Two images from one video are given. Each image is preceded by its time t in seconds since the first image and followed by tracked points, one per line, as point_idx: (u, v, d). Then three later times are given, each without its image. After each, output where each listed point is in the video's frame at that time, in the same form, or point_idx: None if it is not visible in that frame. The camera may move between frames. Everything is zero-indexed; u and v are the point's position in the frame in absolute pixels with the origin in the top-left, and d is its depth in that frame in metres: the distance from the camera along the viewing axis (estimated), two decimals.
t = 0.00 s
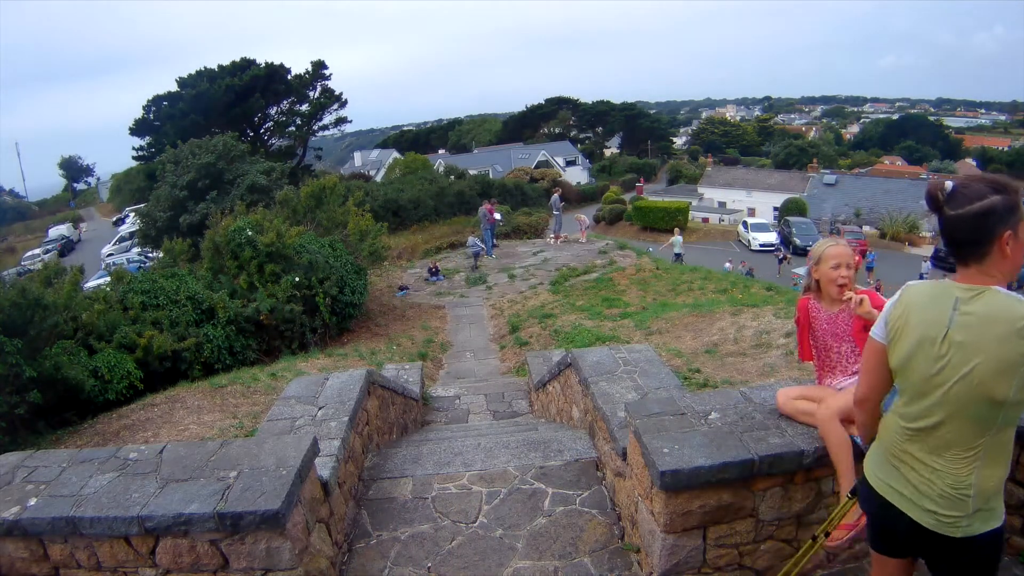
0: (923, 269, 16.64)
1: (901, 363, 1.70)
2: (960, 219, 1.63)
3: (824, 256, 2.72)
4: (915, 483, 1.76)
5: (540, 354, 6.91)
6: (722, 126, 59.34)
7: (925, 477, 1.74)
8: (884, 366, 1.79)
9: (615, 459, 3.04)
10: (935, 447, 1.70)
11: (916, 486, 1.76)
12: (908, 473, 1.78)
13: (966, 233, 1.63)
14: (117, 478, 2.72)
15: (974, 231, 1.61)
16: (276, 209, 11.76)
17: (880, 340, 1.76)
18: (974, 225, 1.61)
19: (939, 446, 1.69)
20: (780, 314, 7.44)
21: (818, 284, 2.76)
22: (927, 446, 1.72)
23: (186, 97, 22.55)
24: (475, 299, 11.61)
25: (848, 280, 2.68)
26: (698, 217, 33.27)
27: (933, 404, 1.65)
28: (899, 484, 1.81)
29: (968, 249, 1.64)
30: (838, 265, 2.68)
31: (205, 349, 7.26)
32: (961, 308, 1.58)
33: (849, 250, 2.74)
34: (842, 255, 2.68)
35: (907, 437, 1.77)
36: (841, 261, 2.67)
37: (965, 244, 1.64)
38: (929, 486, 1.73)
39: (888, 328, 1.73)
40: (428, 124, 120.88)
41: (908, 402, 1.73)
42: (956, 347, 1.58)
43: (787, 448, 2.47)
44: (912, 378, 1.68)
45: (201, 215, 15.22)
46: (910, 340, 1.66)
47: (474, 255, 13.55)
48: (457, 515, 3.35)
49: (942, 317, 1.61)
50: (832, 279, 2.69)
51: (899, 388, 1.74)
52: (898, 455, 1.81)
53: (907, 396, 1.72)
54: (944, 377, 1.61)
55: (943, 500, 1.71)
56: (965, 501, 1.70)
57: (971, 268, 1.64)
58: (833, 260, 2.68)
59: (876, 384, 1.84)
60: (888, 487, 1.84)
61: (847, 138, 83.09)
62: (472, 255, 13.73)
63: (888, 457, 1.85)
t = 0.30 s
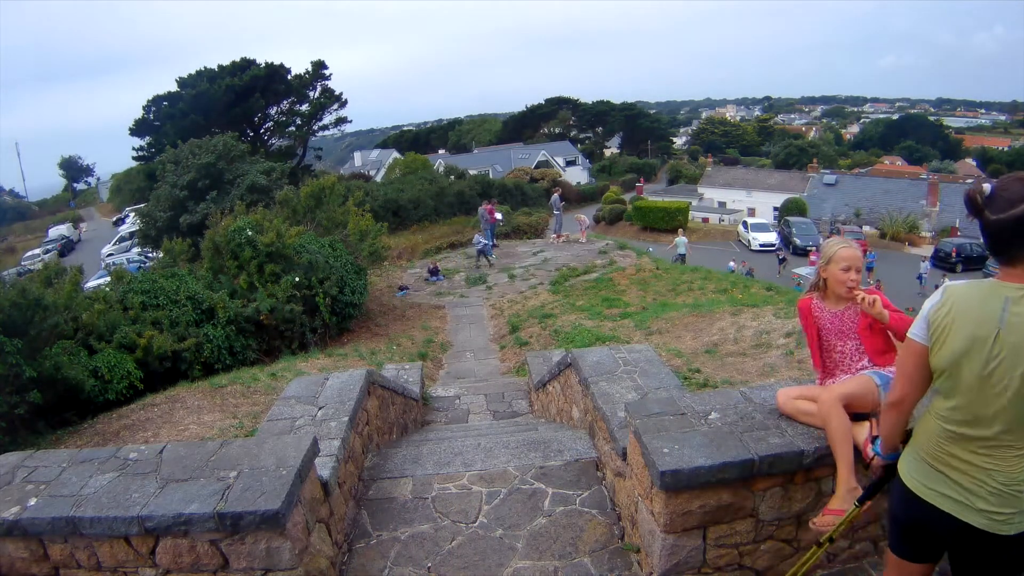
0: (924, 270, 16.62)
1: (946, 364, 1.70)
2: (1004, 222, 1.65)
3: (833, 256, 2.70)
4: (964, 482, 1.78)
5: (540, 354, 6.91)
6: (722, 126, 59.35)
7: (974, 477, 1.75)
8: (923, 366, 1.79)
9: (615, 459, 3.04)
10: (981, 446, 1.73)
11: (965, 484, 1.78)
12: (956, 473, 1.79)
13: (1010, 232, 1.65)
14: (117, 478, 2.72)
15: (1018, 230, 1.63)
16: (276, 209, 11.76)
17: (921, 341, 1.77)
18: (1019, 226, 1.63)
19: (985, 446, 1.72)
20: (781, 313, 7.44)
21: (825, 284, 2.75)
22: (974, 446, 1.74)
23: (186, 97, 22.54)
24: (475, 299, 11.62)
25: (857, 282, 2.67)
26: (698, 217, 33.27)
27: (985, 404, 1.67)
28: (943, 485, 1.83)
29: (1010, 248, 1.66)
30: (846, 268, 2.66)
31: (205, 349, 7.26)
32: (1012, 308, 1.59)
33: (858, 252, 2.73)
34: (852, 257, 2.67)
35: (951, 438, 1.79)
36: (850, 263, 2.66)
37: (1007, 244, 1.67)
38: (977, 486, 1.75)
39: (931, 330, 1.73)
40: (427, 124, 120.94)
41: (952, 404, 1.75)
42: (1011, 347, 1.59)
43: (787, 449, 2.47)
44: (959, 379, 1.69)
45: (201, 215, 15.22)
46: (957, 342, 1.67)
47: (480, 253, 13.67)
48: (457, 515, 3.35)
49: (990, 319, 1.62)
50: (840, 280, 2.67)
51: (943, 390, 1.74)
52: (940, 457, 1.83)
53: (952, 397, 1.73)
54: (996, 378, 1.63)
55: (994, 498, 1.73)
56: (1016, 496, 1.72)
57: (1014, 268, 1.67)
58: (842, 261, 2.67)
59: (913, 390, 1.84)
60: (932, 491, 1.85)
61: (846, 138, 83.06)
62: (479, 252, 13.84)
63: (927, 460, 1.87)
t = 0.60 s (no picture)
0: (924, 270, 16.62)
1: (975, 361, 1.74)
2: None
3: (846, 261, 2.67)
4: (987, 486, 1.77)
5: (540, 354, 6.92)
6: (722, 126, 59.35)
7: (996, 480, 1.75)
8: (956, 364, 1.84)
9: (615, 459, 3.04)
10: (1004, 448, 1.73)
11: (986, 488, 1.77)
12: (979, 475, 1.79)
13: None
14: (117, 478, 2.72)
15: None
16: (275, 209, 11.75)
17: (958, 338, 1.83)
18: None
19: (1009, 449, 1.72)
20: (780, 313, 7.45)
21: (836, 286, 2.73)
22: (997, 448, 1.75)
23: (186, 97, 22.53)
24: (475, 299, 11.63)
25: (868, 287, 2.64)
26: (698, 218, 33.27)
27: (1010, 402, 1.68)
28: (965, 489, 1.83)
29: None
30: (858, 273, 2.64)
31: (205, 349, 7.27)
32: None
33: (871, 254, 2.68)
34: (864, 263, 2.63)
35: (976, 439, 1.80)
36: (862, 269, 2.63)
37: None
38: (1000, 490, 1.74)
39: (965, 327, 1.79)
40: (427, 125, 120.99)
41: (979, 403, 1.76)
42: None
43: (787, 448, 2.47)
44: (986, 376, 1.72)
45: (201, 216, 15.22)
46: (986, 338, 1.71)
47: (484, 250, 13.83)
48: (457, 515, 3.35)
49: None
50: (852, 286, 2.65)
51: (973, 387, 1.77)
52: (964, 458, 1.84)
53: (979, 394, 1.75)
54: None
55: (1014, 503, 1.72)
56: None
57: None
58: (855, 267, 2.64)
59: (945, 386, 1.89)
60: (955, 495, 1.85)
61: (846, 138, 83.01)
62: (483, 249, 13.95)
63: (952, 462, 1.88)
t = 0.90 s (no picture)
0: (924, 270, 16.61)
1: (994, 364, 1.73)
2: None
3: (853, 264, 2.66)
4: (1003, 491, 1.77)
5: (540, 354, 6.91)
6: (722, 126, 59.34)
7: (1013, 486, 1.75)
8: (976, 368, 1.81)
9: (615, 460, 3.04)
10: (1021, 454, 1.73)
11: (1002, 493, 1.77)
12: (995, 480, 1.79)
13: None
14: (117, 478, 2.72)
15: None
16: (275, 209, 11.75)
17: (977, 342, 1.80)
18: None
19: None
20: (780, 313, 7.44)
21: (843, 289, 2.72)
22: (1014, 453, 1.74)
23: (186, 97, 22.52)
24: (474, 299, 11.63)
25: (875, 290, 2.63)
26: (698, 218, 33.27)
27: None
28: (981, 496, 1.82)
29: None
30: (864, 276, 2.63)
31: (205, 349, 7.26)
32: None
33: (877, 256, 2.67)
34: (870, 266, 2.62)
35: (993, 444, 1.79)
36: (868, 272, 2.62)
37: None
38: (1017, 496, 1.74)
39: (985, 331, 1.77)
40: (427, 124, 121.08)
41: (998, 408, 1.75)
42: None
43: (787, 448, 2.47)
44: (1005, 380, 1.71)
45: (201, 215, 15.22)
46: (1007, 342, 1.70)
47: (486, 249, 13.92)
48: (457, 515, 3.35)
49: None
50: (858, 289, 2.64)
51: (991, 391, 1.76)
52: (980, 464, 1.83)
53: (997, 398, 1.74)
54: None
55: None
56: None
57: None
58: (860, 271, 2.63)
59: (963, 391, 1.86)
60: (970, 500, 1.84)
61: (846, 137, 83.00)
62: (484, 250, 14.01)
63: (967, 467, 1.87)
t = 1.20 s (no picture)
0: (923, 270, 16.62)
1: (1006, 374, 1.71)
2: None
3: (870, 263, 2.66)
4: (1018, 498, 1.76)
5: (540, 354, 6.91)
6: (722, 126, 59.34)
7: None
8: (981, 378, 1.79)
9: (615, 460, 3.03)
10: None
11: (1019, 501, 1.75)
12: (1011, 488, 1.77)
13: None
14: (117, 478, 2.72)
15: None
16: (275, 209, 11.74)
17: (983, 351, 1.77)
18: None
19: None
20: (780, 314, 7.44)
21: (857, 288, 2.71)
22: None
23: (186, 97, 22.51)
24: (474, 299, 11.62)
25: (890, 290, 2.63)
26: (698, 218, 33.26)
27: None
28: (996, 504, 1.80)
29: None
30: (880, 276, 2.63)
31: (205, 349, 7.26)
32: None
33: (893, 258, 2.68)
34: (887, 266, 2.63)
35: (1007, 454, 1.77)
36: (884, 271, 2.62)
37: None
38: None
39: (991, 340, 1.75)
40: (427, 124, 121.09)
41: (1012, 416, 1.74)
42: None
43: (787, 448, 2.47)
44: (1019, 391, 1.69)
45: (201, 215, 15.22)
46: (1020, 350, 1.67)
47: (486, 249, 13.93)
48: (457, 515, 3.35)
49: None
50: (872, 288, 2.64)
51: (1003, 401, 1.74)
52: (994, 473, 1.80)
53: (1011, 408, 1.73)
54: None
55: None
56: None
57: None
58: (878, 269, 2.63)
59: (966, 401, 1.84)
60: (981, 508, 1.83)
61: (846, 138, 82.97)
62: (484, 250, 14.02)
63: (976, 475, 1.85)
